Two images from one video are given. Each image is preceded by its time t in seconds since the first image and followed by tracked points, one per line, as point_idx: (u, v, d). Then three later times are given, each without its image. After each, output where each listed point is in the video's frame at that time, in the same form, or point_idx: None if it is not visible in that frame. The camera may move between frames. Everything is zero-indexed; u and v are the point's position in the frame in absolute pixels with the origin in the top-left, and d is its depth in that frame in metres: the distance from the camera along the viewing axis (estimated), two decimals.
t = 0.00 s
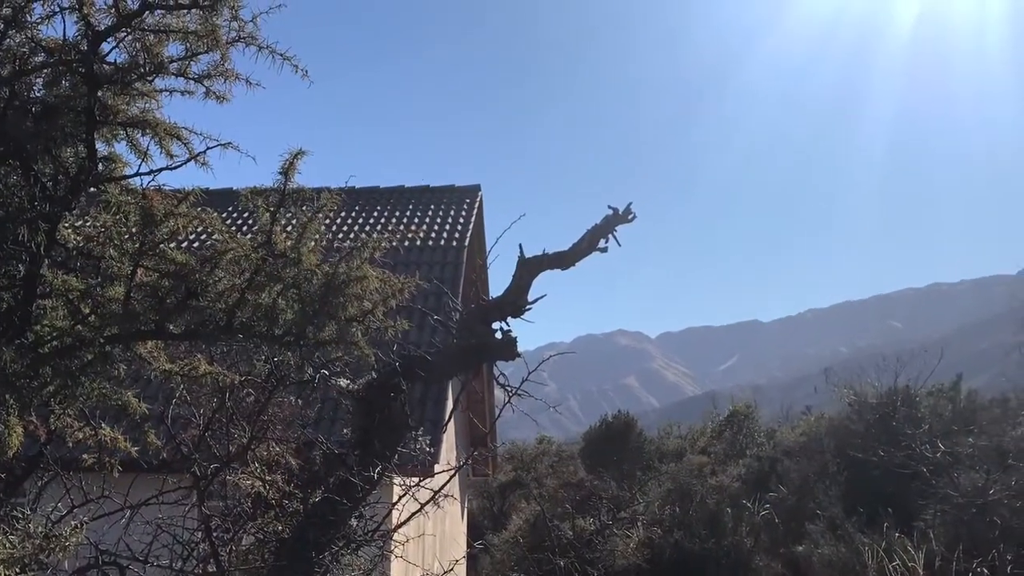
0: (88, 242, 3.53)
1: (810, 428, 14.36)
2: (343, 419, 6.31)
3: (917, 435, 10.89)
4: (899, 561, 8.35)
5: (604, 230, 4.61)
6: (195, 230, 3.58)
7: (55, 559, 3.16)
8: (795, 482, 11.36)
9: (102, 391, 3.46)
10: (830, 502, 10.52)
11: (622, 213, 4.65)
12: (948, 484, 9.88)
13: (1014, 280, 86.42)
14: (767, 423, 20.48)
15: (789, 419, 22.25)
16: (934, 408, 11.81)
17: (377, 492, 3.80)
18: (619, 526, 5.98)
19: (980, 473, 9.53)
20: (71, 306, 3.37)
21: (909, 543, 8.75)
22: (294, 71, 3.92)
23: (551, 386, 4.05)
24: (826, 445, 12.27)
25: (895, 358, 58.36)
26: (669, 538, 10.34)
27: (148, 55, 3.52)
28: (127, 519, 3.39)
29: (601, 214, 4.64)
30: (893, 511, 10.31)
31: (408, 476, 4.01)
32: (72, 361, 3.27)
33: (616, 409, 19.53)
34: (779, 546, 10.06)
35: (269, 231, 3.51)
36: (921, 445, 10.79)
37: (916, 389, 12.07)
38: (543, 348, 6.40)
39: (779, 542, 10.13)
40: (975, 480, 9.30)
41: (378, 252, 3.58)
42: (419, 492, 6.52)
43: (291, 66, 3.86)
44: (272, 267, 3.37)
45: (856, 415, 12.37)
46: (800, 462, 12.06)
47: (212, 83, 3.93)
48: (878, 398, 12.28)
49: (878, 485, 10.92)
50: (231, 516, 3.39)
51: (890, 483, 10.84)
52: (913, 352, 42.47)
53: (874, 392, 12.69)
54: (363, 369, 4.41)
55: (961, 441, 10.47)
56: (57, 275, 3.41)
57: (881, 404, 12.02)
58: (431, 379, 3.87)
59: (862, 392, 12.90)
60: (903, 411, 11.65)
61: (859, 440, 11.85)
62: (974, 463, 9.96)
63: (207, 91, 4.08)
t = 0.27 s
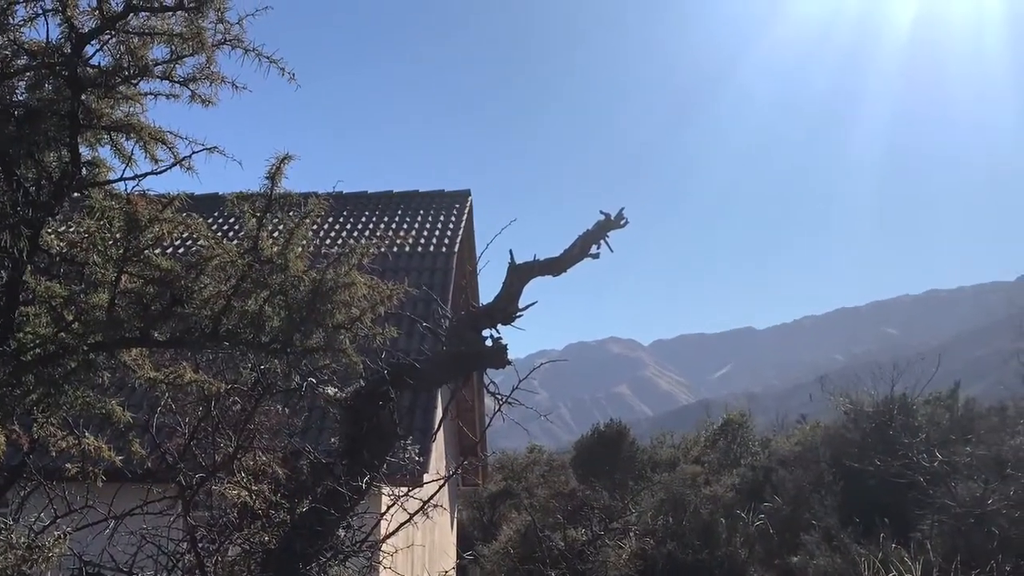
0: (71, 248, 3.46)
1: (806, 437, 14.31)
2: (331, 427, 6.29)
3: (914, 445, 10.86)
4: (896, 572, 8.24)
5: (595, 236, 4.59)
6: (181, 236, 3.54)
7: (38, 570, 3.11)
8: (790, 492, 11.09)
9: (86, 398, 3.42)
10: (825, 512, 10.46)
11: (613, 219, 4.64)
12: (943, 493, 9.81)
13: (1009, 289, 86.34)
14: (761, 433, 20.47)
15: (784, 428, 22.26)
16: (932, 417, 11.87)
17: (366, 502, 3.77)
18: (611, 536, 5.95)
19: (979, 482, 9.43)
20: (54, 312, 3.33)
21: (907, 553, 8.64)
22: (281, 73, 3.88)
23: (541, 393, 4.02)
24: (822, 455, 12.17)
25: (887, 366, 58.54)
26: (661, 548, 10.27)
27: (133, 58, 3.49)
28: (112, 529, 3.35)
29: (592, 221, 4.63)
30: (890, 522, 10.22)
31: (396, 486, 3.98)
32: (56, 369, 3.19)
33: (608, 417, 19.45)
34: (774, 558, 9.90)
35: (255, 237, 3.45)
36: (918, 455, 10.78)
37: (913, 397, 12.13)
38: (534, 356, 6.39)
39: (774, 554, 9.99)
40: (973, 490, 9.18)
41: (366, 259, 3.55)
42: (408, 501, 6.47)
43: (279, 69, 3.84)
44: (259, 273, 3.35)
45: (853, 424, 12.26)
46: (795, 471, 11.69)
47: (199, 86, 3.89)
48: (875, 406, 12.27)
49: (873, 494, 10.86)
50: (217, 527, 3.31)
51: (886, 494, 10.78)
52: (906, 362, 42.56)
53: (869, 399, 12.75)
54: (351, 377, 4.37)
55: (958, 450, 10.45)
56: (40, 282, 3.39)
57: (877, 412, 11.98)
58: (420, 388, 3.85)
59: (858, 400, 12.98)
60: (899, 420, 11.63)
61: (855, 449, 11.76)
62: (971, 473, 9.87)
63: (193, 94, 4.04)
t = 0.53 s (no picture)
0: (53, 253, 3.40)
1: (801, 446, 14.28)
2: (318, 436, 6.26)
3: (911, 454, 10.83)
4: None
5: (587, 243, 4.57)
6: (165, 241, 3.48)
7: None
8: (785, 502, 11.31)
9: (68, 404, 3.38)
10: (821, 522, 10.45)
11: (605, 225, 4.61)
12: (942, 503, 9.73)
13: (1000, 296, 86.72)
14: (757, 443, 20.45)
15: (779, 436, 22.27)
16: (928, 425, 11.87)
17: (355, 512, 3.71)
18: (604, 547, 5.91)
19: (976, 492, 9.37)
20: (37, 318, 3.26)
21: (904, 563, 8.59)
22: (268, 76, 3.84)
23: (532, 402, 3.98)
24: (818, 465, 12.17)
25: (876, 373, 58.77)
26: (655, 559, 10.23)
27: (117, 61, 3.44)
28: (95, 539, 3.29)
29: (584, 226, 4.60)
30: (886, 532, 10.17)
31: (386, 495, 3.92)
32: (39, 377, 3.21)
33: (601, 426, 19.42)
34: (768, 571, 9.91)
35: (241, 243, 3.40)
36: (915, 464, 10.74)
37: (910, 406, 12.20)
38: (524, 365, 6.37)
39: (769, 565, 10.02)
40: (970, 500, 9.12)
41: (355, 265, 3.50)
42: (397, 511, 6.43)
43: (265, 72, 3.82)
44: (245, 279, 3.29)
45: (849, 433, 12.35)
46: (789, 481, 11.94)
47: (183, 89, 3.85)
48: (872, 416, 12.32)
49: (870, 504, 10.85)
50: (203, 536, 3.31)
51: (883, 503, 10.75)
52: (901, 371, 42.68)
53: (865, 408, 12.83)
54: (339, 385, 4.33)
55: (956, 459, 10.40)
56: (22, 287, 3.33)
57: (874, 422, 11.99)
58: (408, 396, 3.84)
59: (853, 408, 13.04)
60: (896, 429, 11.60)
61: (852, 459, 11.76)
62: (968, 482, 9.84)
63: (178, 98, 4.00)
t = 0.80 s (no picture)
0: (38, 257, 3.35)
1: (797, 455, 14.25)
2: (306, 446, 6.21)
3: (907, 463, 10.78)
4: None
5: (579, 248, 4.54)
6: (151, 247, 3.44)
7: None
8: (781, 513, 11.33)
9: (52, 413, 3.33)
10: (816, 532, 10.41)
11: (598, 230, 4.59)
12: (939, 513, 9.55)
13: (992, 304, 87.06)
14: (751, 451, 20.44)
15: (773, 444, 22.28)
16: (926, 434, 11.88)
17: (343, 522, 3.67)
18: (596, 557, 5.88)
19: (974, 501, 9.22)
20: (19, 325, 3.20)
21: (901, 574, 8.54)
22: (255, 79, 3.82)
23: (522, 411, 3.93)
24: (813, 474, 12.21)
25: (869, 380, 58.84)
26: (648, 569, 10.19)
27: (101, 64, 3.41)
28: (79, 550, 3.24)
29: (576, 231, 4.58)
30: (884, 543, 10.16)
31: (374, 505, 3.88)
32: (22, 385, 3.12)
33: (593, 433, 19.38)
34: None
35: (228, 249, 3.34)
36: (912, 473, 10.68)
37: (907, 414, 12.26)
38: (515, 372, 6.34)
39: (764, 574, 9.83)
40: (968, 509, 8.98)
41: (343, 272, 3.46)
42: (387, 521, 6.39)
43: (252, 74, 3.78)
44: (232, 286, 3.27)
45: (844, 442, 12.34)
46: (785, 491, 11.97)
47: (168, 92, 3.82)
48: (868, 425, 12.31)
49: (867, 515, 10.85)
50: (189, 548, 3.26)
51: (879, 513, 10.75)
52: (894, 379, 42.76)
53: (861, 416, 12.82)
54: (327, 393, 4.29)
55: (954, 468, 10.29)
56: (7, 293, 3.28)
57: (871, 430, 11.99)
58: (398, 404, 3.81)
59: (849, 416, 13.04)
60: (892, 438, 11.58)
61: (848, 468, 11.77)
62: (966, 491, 9.65)
63: (164, 102, 3.96)
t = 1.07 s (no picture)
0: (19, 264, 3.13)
1: (792, 464, 14.22)
2: (293, 454, 6.16)
3: (904, 472, 10.74)
4: None
5: (570, 254, 4.52)
6: (137, 253, 3.41)
7: None
8: (775, 522, 11.31)
9: (36, 419, 3.31)
10: (812, 543, 10.37)
11: (590, 236, 4.57)
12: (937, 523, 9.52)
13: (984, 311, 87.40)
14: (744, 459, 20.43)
15: (767, 453, 22.30)
16: (923, 443, 11.91)
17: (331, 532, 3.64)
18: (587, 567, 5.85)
19: (973, 511, 9.19)
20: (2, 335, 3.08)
21: None
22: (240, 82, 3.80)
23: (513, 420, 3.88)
24: (809, 483, 12.22)
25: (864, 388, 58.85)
26: None
27: (86, 67, 3.42)
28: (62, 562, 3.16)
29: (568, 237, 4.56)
30: (881, 554, 10.23)
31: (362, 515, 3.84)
32: (5, 394, 3.10)
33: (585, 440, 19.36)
34: None
35: (214, 255, 3.29)
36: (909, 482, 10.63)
37: (904, 422, 12.28)
38: (505, 380, 6.31)
39: None
40: (966, 519, 8.93)
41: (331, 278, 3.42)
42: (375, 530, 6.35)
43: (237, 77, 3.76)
44: (218, 292, 3.22)
45: (841, 450, 12.32)
46: (779, 501, 11.96)
47: (153, 96, 3.79)
48: (864, 433, 12.29)
49: (864, 524, 10.85)
50: (175, 558, 3.18)
51: (876, 523, 10.76)
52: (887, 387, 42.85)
53: (857, 424, 12.81)
54: (315, 401, 4.26)
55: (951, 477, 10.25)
56: None
57: (867, 439, 11.97)
58: (386, 411, 3.81)
59: (845, 425, 13.01)
60: (890, 447, 11.56)
61: (844, 477, 11.75)
62: (965, 501, 9.64)
63: (149, 105, 3.94)
